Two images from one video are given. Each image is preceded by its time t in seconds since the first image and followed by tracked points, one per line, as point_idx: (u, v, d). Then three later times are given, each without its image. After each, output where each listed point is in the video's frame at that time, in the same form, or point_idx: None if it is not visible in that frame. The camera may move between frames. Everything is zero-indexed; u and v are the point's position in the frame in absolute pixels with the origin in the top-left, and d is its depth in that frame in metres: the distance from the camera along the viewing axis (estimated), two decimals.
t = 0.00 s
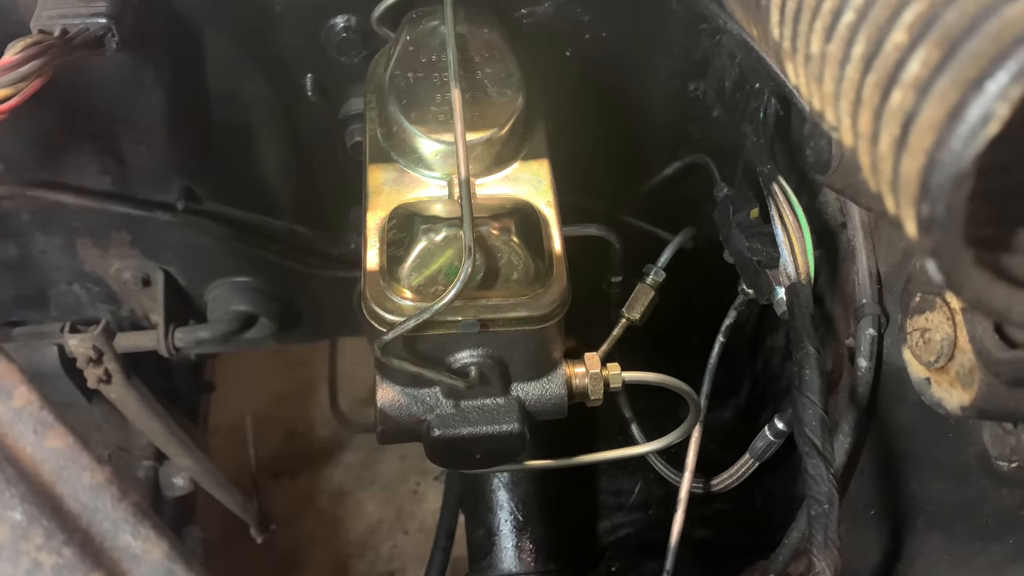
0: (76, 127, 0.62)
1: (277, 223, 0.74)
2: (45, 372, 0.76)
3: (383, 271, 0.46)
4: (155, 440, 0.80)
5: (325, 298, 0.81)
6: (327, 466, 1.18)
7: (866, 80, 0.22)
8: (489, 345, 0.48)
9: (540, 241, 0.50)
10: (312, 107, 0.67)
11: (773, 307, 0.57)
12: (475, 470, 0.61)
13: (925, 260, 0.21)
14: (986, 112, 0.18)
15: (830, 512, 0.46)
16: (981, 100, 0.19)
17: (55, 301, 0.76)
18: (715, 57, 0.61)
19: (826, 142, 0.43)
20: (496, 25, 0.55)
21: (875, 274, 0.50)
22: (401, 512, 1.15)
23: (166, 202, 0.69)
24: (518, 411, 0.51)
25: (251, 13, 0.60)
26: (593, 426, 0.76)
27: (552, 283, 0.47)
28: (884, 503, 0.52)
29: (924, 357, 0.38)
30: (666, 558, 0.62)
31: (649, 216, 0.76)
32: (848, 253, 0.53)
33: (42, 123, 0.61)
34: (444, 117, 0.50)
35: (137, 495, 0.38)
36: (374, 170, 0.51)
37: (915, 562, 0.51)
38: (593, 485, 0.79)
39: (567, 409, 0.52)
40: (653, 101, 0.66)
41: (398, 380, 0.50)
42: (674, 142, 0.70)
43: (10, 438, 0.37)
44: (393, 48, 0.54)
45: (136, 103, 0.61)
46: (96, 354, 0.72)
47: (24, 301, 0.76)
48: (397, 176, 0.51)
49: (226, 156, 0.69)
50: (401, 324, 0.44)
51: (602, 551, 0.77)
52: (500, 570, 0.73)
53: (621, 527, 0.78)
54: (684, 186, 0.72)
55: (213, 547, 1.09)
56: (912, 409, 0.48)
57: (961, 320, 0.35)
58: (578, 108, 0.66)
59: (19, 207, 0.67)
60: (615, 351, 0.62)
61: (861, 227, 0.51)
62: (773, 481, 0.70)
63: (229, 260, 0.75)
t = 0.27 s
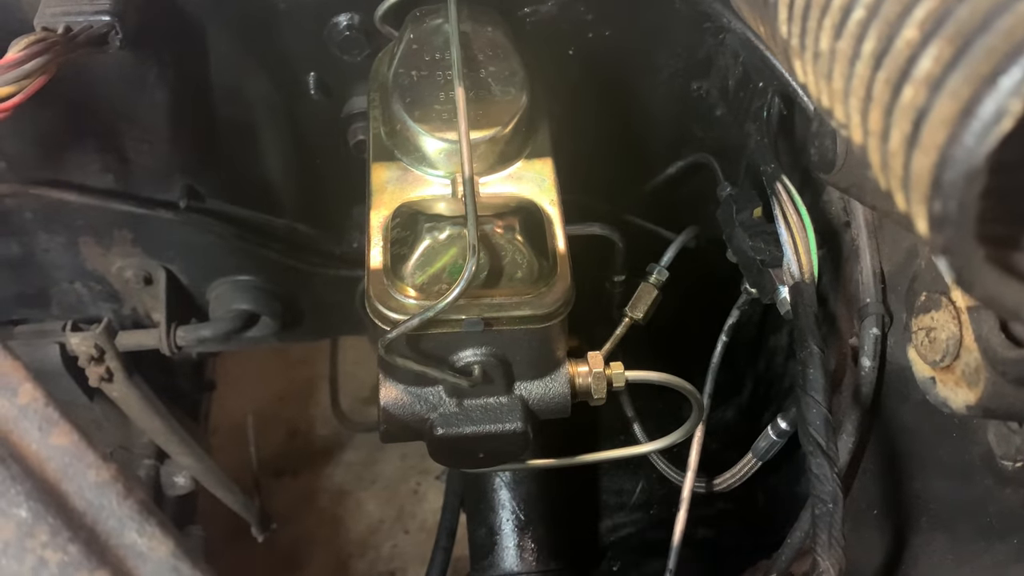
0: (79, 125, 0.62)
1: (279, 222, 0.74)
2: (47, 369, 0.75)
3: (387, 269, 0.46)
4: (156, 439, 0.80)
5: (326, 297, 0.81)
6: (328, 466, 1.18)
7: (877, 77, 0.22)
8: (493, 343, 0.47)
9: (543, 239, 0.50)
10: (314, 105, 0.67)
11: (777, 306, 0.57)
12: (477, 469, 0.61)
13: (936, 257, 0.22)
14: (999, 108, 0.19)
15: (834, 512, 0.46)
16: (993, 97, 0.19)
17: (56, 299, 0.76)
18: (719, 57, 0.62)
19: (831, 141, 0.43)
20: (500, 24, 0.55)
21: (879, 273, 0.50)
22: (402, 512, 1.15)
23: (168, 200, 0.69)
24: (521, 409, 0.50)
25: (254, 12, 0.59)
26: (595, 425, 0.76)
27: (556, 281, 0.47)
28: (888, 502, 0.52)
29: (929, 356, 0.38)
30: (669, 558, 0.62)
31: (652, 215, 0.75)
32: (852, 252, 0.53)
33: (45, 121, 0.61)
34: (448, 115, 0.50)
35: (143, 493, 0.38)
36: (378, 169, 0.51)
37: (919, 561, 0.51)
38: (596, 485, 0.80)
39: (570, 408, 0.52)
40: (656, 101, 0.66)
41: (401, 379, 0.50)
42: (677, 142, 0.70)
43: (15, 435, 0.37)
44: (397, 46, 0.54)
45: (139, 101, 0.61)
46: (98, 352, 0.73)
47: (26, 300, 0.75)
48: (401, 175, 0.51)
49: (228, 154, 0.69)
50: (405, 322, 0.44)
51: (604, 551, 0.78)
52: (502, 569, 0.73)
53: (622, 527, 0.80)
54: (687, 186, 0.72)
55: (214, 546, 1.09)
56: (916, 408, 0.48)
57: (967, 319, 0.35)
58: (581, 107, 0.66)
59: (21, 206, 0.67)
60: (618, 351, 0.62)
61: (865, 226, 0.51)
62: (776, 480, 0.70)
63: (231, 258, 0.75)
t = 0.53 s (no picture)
0: (78, 124, 0.62)
1: (279, 221, 0.74)
2: (47, 368, 0.76)
3: (386, 269, 0.46)
4: (155, 438, 0.80)
5: (326, 296, 0.81)
6: (326, 465, 1.18)
7: (877, 79, 0.22)
8: (492, 344, 0.47)
9: (543, 240, 0.50)
10: (314, 105, 0.67)
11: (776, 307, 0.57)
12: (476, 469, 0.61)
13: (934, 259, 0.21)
14: (998, 110, 0.19)
15: (832, 512, 0.46)
16: (993, 99, 0.19)
17: (55, 298, 0.76)
18: (719, 58, 0.62)
19: (830, 142, 0.43)
20: (500, 24, 0.55)
21: (877, 274, 0.50)
22: (400, 511, 1.15)
23: (168, 199, 0.69)
24: (520, 409, 0.50)
25: (254, 12, 0.60)
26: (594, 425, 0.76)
27: (555, 282, 0.47)
28: (886, 503, 0.52)
29: (928, 357, 0.38)
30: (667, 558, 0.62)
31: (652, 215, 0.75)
32: (851, 254, 0.53)
33: (45, 120, 0.61)
34: (448, 116, 0.50)
35: (142, 493, 0.38)
36: (378, 168, 0.51)
37: (917, 562, 0.51)
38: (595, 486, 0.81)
39: (569, 408, 0.52)
40: (656, 102, 0.66)
41: (401, 379, 0.50)
42: (676, 143, 0.70)
43: (14, 435, 0.36)
44: (397, 47, 0.54)
45: (139, 100, 0.61)
46: (97, 352, 0.73)
47: (25, 298, 0.75)
48: (401, 175, 0.51)
49: (226, 154, 0.69)
50: (404, 322, 0.44)
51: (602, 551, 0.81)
52: (500, 569, 0.73)
53: (620, 526, 0.82)
54: (687, 186, 0.72)
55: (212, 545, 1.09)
56: (914, 409, 0.49)
57: (964, 321, 0.35)
58: (582, 107, 0.66)
59: (20, 205, 0.67)
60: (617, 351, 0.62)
61: (864, 228, 0.51)
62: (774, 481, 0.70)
63: (231, 258, 0.75)
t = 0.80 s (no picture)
0: (81, 121, 0.62)
1: (281, 220, 0.74)
2: (49, 365, 0.76)
3: (390, 267, 0.46)
4: (156, 436, 0.80)
5: (327, 295, 0.80)
6: (326, 464, 1.18)
7: (888, 76, 0.22)
8: (495, 342, 0.47)
9: (546, 238, 0.50)
10: (317, 103, 0.67)
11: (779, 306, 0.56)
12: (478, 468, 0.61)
13: (947, 254, 0.21)
14: (1012, 106, 0.19)
15: (837, 511, 0.46)
16: (1008, 94, 0.19)
17: (57, 296, 0.76)
18: (721, 57, 0.62)
19: (836, 140, 0.43)
20: (504, 23, 0.55)
21: (881, 273, 0.50)
22: (400, 511, 1.15)
23: (170, 197, 0.69)
24: (523, 408, 0.50)
25: (257, 9, 0.59)
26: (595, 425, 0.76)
27: (559, 280, 0.47)
28: (889, 503, 0.52)
29: (933, 356, 0.38)
30: (670, 557, 0.61)
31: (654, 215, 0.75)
32: (855, 253, 0.53)
33: (47, 117, 0.61)
34: (451, 114, 0.50)
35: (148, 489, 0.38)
36: (381, 166, 0.51)
37: (920, 562, 0.51)
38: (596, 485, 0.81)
39: (571, 408, 0.52)
40: (658, 101, 0.66)
41: (404, 377, 0.50)
42: (678, 143, 0.69)
43: (20, 431, 0.37)
44: (400, 45, 0.54)
45: (142, 99, 0.61)
46: (99, 350, 0.72)
47: (26, 296, 0.75)
48: (404, 173, 0.51)
49: (229, 146, 0.68)
50: (408, 320, 0.44)
51: (604, 551, 0.80)
52: (502, 568, 0.73)
53: (621, 526, 0.82)
54: (689, 185, 0.72)
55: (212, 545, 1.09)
56: (917, 409, 0.49)
57: (971, 321, 0.35)
58: (586, 106, 0.66)
59: (23, 202, 0.67)
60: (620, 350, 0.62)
61: (869, 227, 0.51)
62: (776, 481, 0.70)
63: (232, 256, 0.75)
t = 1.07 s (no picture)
0: (79, 118, 0.62)
1: (279, 218, 0.74)
2: (44, 363, 0.75)
3: (388, 266, 0.46)
4: (151, 434, 0.80)
5: (325, 293, 0.80)
6: (321, 464, 1.17)
7: (891, 76, 0.22)
8: (493, 342, 0.47)
9: (545, 238, 0.50)
10: (315, 101, 0.67)
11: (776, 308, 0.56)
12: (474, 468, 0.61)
13: (948, 254, 0.21)
14: (1015, 107, 0.19)
15: (833, 513, 0.46)
16: (1010, 95, 0.19)
17: (53, 293, 0.76)
18: (720, 58, 0.62)
19: (835, 142, 0.43)
20: (503, 22, 0.55)
21: (879, 275, 0.50)
22: (395, 511, 1.14)
23: (167, 195, 0.69)
24: (520, 408, 0.50)
25: (257, 7, 0.59)
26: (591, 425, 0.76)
27: (558, 280, 0.47)
28: (885, 504, 0.52)
29: (931, 358, 0.38)
30: (666, 558, 0.62)
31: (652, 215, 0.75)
32: (853, 255, 0.53)
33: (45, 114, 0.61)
34: (450, 113, 0.50)
35: (144, 487, 0.38)
36: (379, 165, 0.51)
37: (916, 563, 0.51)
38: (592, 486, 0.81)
39: (569, 408, 0.52)
40: (657, 102, 0.66)
41: (401, 376, 0.50)
42: (676, 144, 0.69)
43: (16, 427, 0.37)
44: (399, 44, 0.54)
45: (139, 96, 0.61)
46: (94, 348, 0.72)
47: (22, 293, 0.75)
48: (403, 171, 0.51)
49: (227, 142, 0.68)
50: (406, 319, 0.44)
51: (600, 552, 0.80)
52: (497, 568, 0.73)
53: (616, 527, 0.82)
54: (687, 186, 0.72)
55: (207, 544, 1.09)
56: (914, 411, 0.49)
57: (969, 322, 0.35)
58: (586, 106, 0.66)
59: (19, 199, 0.67)
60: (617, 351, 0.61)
61: (867, 229, 0.51)
62: (772, 483, 0.70)
63: (229, 254, 0.75)
